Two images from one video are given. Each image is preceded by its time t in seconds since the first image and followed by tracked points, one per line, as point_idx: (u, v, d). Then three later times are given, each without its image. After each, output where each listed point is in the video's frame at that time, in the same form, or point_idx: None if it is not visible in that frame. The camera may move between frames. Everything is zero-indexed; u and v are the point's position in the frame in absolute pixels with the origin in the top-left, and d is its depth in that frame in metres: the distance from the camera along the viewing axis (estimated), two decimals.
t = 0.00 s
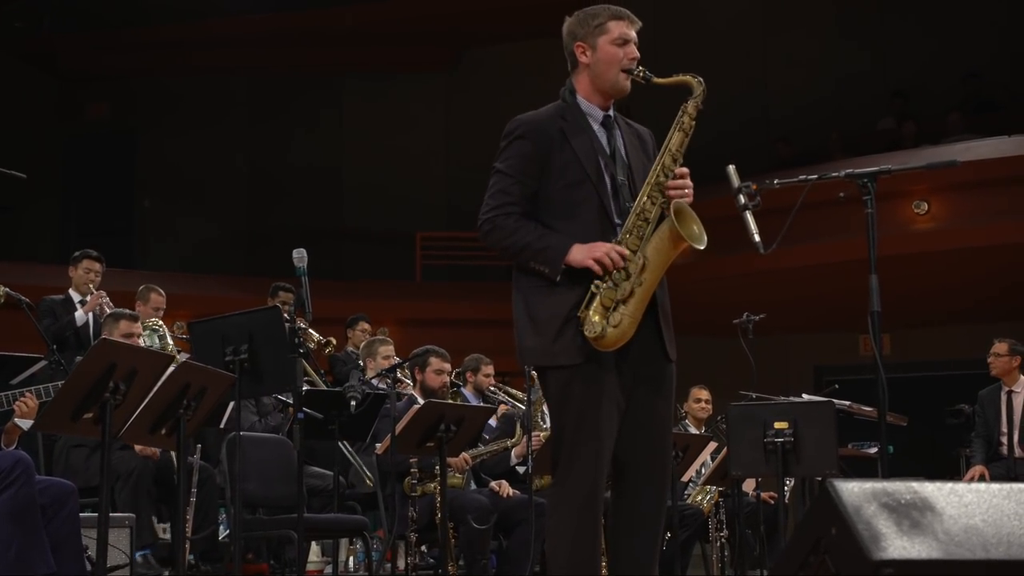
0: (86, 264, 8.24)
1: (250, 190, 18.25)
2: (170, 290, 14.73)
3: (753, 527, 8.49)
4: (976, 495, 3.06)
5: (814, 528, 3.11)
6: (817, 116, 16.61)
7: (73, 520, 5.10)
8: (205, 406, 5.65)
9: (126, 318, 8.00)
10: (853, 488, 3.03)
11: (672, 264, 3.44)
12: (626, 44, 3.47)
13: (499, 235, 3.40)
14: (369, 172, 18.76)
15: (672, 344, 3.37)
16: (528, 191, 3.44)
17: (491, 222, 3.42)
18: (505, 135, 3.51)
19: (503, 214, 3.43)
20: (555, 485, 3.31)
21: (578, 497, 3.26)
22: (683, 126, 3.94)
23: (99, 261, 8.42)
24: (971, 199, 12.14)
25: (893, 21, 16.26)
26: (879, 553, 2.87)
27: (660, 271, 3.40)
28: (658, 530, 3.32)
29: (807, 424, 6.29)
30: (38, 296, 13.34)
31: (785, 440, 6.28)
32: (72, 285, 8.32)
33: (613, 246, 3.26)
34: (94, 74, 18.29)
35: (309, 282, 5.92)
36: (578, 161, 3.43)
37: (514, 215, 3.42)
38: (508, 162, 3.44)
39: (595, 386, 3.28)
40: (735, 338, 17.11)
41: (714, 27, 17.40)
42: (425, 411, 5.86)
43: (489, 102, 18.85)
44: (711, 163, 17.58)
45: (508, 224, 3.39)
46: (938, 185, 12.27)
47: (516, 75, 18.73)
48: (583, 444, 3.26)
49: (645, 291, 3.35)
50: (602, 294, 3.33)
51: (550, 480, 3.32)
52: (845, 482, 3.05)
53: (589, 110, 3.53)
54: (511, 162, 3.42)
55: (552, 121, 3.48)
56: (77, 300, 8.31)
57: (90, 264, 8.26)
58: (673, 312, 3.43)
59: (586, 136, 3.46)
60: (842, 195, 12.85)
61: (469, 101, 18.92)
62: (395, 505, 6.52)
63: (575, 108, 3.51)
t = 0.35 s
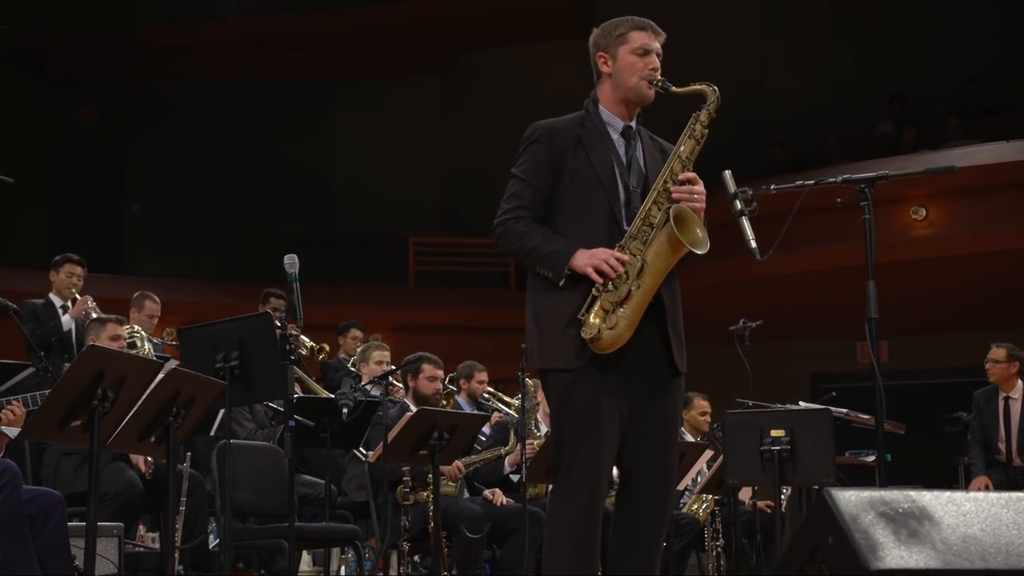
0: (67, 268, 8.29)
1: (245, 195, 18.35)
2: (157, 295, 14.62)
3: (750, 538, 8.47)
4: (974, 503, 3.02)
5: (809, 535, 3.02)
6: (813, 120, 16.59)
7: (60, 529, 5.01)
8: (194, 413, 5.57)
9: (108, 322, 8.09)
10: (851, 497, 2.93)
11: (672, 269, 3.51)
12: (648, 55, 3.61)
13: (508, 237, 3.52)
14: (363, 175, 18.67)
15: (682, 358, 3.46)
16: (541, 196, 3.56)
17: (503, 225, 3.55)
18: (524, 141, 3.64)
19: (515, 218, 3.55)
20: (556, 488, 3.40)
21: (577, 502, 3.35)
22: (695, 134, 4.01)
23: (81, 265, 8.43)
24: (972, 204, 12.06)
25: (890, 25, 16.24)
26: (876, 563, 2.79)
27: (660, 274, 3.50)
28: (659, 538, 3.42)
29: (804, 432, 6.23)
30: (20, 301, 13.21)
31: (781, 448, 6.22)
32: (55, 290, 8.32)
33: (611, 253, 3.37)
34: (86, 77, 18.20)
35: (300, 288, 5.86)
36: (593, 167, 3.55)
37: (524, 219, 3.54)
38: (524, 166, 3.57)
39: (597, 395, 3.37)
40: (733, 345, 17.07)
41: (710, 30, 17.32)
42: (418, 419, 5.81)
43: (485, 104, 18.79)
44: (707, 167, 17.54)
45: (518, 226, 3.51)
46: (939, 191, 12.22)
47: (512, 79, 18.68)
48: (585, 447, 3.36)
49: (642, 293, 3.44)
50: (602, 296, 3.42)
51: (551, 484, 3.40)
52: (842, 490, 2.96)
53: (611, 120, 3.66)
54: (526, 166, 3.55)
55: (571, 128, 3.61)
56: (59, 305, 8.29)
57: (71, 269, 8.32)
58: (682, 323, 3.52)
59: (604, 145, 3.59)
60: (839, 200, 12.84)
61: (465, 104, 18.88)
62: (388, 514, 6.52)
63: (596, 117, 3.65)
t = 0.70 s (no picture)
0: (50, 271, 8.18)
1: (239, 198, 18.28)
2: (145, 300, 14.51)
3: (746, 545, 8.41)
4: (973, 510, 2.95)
5: (806, 543, 2.96)
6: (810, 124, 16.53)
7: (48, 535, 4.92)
8: (185, 419, 5.50)
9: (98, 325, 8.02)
10: (848, 503, 2.87)
11: (673, 279, 3.48)
12: (661, 66, 3.54)
13: (511, 241, 3.46)
14: (359, 178, 18.59)
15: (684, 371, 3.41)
16: (546, 202, 3.51)
17: (506, 229, 3.49)
18: (532, 145, 3.59)
19: (518, 221, 3.49)
20: (553, 494, 3.34)
21: (574, 510, 3.28)
22: (703, 145, 3.95)
23: (64, 268, 8.32)
24: (973, 208, 12.03)
25: (889, 28, 16.19)
26: (875, 570, 2.73)
27: (660, 284, 3.45)
28: (658, 550, 3.36)
29: (801, 440, 6.17)
30: (1, 304, 13.05)
31: (778, 455, 6.16)
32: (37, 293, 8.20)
33: (612, 263, 3.31)
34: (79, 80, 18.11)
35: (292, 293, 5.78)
36: (599, 176, 3.50)
37: (527, 223, 3.48)
38: (531, 170, 3.51)
39: (597, 401, 3.31)
40: (730, 350, 17.02)
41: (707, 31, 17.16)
42: (411, 425, 5.74)
43: (482, 107, 18.72)
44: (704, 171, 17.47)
45: (521, 231, 3.46)
46: (938, 195, 12.19)
47: (509, 81, 18.62)
48: (584, 454, 3.29)
49: (642, 302, 3.39)
50: (602, 304, 3.36)
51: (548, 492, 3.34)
52: (841, 497, 2.89)
53: (621, 130, 3.60)
54: (532, 171, 3.49)
55: (580, 136, 3.56)
56: (43, 308, 8.20)
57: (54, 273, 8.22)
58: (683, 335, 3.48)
59: (612, 154, 3.53)
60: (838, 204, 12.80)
61: (462, 107, 18.80)
62: (381, 520, 6.51)
63: (606, 127, 3.59)
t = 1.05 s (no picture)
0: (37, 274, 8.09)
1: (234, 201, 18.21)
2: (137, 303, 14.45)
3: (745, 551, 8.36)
4: (974, 517, 2.89)
5: (806, 551, 2.92)
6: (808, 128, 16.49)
7: (38, 542, 4.85)
8: (178, 426, 5.44)
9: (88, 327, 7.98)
10: (849, 510, 2.82)
11: (678, 281, 3.45)
12: (651, 67, 3.51)
13: (506, 249, 3.40)
14: (355, 181, 18.53)
15: (684, 374, 3.38)
16: (540, 207, 3.45)
17: (500, 237, 3.42)
18: (523, 150, 3.53)
19: (512, 229, 3.42)
20: (553, 503, 3.28)
21: (574, 517, 3.23)
22: (698, 146, 3.90)
23: (51, 271, 8.23)
24: (973, 212, 12.02)
25: (888, 30, 16.14)
26: None
27: (664, 288, 3.41)
28: (659, 556, 3.30)
29: (801, 445, 6.12)
30: None
31: (777, 461, 6.11)
32: (24, 295, 8.13)
33: (614, 268, 3.27)
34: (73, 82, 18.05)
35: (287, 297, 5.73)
36: (594, 179, 3.45)
37: (522, 229, 3.42)
38: (523, 175, 3.45)
39: (597, 407, 3.25)
40: (728, 354, 16.98)
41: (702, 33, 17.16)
42: (409, 430, 5.70)
43: (479, 110, 18.68)
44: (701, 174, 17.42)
45: (516, 238, 3.39)
46: (938, 199, 12.18)
47: (507, 84, 18.58)
48: (585, 462, 3.24)
49: (646, 307, 3.35)
50: (604, 309, 3.31)
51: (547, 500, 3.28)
52: (841, 504, 2.85)
53: (611, 132, 3.56)
54: (525, 177, 3.43)
55: (571, 139, 3.50)
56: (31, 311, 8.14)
57: (41, 275, 8.13)
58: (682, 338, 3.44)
59: (605, 157, 3.49)
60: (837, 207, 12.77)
61: (459, 110, 18.74)
62: (377, 527, 6.49)
63: (596, 129, 3.54)
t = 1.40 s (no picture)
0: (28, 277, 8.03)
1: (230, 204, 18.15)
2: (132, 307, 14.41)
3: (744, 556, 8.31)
4: (976, 523, 2.83)
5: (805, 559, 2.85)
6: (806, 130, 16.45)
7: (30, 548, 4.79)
8: (172, 431, 5.38)
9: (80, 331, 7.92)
10: (849, 516, 2.76)
11: (674, 281, 3.41)
12: (630, 66, 3.47)
13: (498, 257, 3.35)
14: (352, 183, 18.48)
15: (678, 374, 3.33)
16: (529, 213, 3.40)
17: (490, 245, 3.37)
18: (507, 156, 3.48)
19: (502, 236, 3.38)
20: (551, 511, 3.24)
21: (572, 524, 3.18)
22: (687, 145, 3.86)
23: (43, 274, 8.18)
24: (973, 215, 11.98)
25: (888, 32, 16.10)
26: None
27: (661, 289, 3.38)
28: (657, 560, 3.25)
29: (800, 451, 6.07)
30: None
31: (776, 466, 6.06)
32: (16, 299, 8.07)
33: (610, 272, 3.22)
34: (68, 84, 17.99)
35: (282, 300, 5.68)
36: (581, 182, 3.40)
37: (512, 237, 3.37)
38: (509, 182, 3.41)
39: (594, 413, 3.20)
40: (727, 358, 16.94)
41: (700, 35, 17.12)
42: (404, 435, 5.64)
43: (477, 112, 18.63)
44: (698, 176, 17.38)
45: (506, 246, 3.35)
46: (938, 202, 12.15)
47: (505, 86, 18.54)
48: (582, 469, 3.18)
49: (644, 310, 3.31)
50: (602, 314, 3.27)
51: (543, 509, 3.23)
52: (840, 510, 2.79)
53: (593, 133, 3.51)
54: (512, 183, 3.39)
55: (555, 143, 3.45)
56: (24, 316, 8.09)
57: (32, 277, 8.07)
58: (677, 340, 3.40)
59: (592, 159, 3.44)
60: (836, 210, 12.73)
61: (457, 112, 18.70)
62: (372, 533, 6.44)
63: (579, 131, 3.49)
